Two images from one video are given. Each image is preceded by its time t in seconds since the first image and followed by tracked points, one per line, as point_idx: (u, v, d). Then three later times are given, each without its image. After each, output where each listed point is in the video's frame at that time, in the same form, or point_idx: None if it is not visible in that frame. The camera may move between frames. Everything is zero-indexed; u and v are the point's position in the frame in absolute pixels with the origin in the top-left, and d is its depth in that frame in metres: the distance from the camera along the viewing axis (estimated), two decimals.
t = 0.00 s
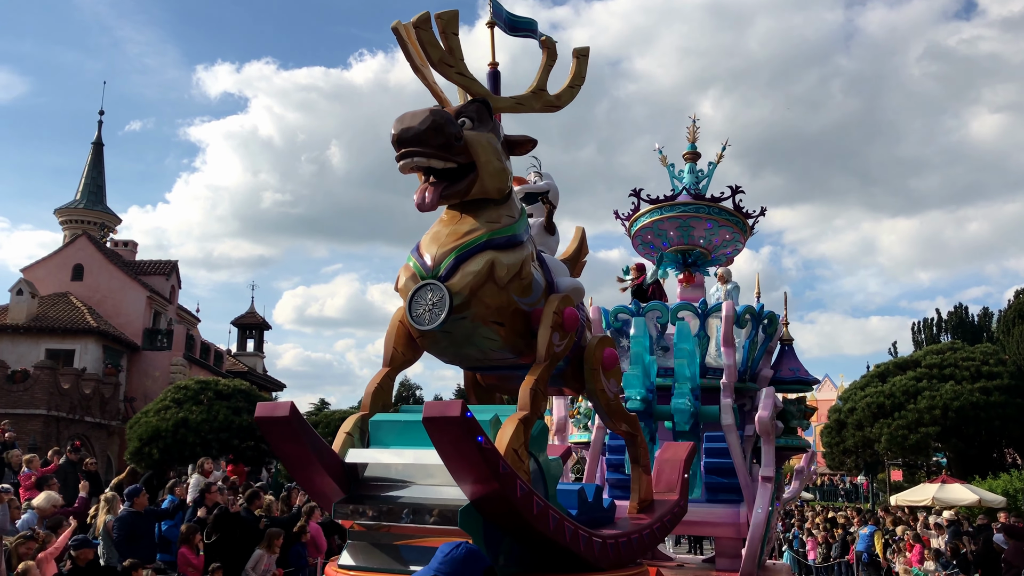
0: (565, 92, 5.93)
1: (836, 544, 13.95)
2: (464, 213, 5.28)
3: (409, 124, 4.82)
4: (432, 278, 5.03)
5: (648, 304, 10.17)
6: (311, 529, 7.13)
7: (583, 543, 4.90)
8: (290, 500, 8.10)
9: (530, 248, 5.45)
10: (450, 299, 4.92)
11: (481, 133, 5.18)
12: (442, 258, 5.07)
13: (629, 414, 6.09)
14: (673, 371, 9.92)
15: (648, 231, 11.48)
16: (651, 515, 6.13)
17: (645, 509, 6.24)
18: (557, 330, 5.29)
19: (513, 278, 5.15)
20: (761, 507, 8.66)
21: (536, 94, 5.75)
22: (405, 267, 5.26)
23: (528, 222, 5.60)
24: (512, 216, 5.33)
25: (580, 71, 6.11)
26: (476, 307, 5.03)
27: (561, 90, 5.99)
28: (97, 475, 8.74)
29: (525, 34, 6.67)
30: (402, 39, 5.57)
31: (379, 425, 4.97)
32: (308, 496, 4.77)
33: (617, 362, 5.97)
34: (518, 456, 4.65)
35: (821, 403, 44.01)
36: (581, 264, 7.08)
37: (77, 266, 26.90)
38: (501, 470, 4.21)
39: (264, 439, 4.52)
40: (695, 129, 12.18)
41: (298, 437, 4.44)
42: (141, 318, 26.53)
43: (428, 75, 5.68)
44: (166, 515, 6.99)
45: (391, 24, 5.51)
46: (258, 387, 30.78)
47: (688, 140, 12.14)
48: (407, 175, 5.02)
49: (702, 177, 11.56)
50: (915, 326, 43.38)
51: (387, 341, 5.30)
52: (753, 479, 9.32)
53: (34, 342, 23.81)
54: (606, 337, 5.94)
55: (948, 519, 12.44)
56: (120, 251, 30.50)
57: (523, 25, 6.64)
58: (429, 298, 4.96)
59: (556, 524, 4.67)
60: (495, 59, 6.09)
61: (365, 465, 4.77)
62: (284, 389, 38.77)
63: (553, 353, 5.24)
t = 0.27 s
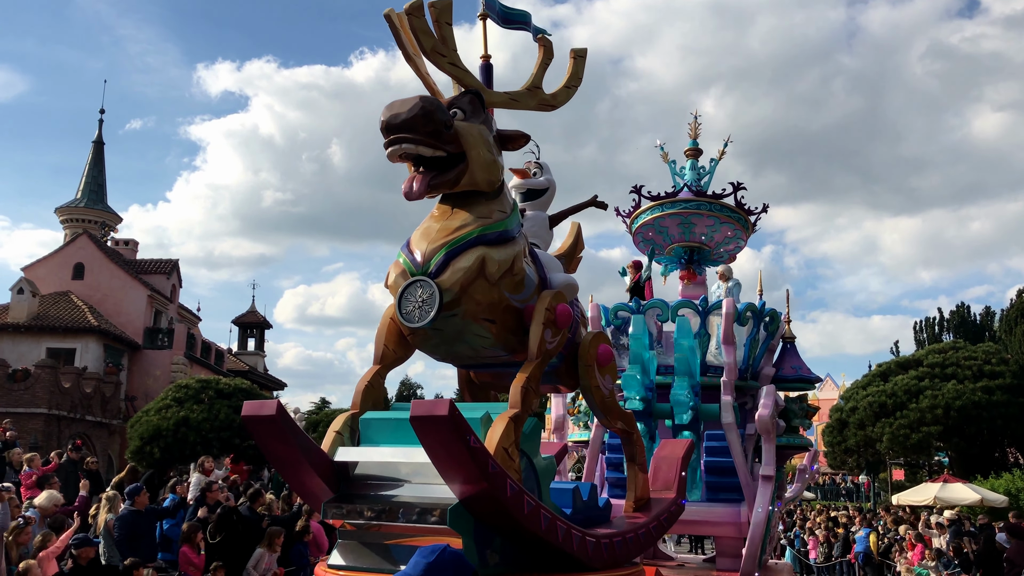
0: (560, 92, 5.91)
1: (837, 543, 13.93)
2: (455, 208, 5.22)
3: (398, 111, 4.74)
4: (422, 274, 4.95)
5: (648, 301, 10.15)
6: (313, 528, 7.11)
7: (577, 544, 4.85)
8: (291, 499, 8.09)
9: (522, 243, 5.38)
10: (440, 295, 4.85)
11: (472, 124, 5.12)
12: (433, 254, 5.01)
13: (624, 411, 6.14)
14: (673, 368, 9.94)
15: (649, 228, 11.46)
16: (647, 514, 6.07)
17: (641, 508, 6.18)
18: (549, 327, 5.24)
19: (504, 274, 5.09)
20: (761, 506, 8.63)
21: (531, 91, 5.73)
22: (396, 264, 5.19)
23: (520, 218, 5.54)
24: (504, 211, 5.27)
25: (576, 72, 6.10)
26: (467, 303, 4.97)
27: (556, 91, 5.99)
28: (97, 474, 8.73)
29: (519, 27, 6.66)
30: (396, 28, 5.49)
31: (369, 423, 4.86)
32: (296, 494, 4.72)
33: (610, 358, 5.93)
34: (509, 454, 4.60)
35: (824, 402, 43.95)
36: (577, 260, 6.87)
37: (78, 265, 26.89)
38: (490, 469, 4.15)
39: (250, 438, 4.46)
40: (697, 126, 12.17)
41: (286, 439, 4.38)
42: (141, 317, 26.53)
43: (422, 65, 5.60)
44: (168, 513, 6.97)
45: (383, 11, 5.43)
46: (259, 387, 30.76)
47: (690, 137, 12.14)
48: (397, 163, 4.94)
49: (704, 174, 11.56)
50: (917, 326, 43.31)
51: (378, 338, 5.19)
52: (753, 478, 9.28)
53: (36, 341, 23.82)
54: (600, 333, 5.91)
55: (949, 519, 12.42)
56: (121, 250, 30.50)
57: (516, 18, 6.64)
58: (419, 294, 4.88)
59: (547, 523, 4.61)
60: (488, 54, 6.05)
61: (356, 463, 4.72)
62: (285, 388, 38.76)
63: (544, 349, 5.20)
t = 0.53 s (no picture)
0: (554, 90, 5.71)
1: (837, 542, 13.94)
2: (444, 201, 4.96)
3: (385, 99, 4.48)
4: (411, 271, 4.73)
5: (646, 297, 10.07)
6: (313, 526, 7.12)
7: (569, 542, 4.79)
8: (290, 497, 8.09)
9: (513, 238, 5.14)
10: (428, 292, 4.63)
11: (462, 116, 4.86)
12: (422, 250, 4.77)
13: (619, 408, 6.05)
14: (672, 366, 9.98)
15: (649, 224, 11.45)
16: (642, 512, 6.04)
17: (637, 505, 6.17)
18: (539, 324, 5.03)
19: (494, 270, 4.86)
20: (760, 505, 8.64)
21: (524, 88, 5.52)
22: (384, 261, 4.96)
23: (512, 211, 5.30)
24: (496, 205, 5.01)
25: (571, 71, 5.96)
26: (456, 301, 4.75)
27: (551, 89, 5.78)
28: (97, 473, 8.73)
29: (511, 16, 6.61)
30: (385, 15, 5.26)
31: (359, 420, 4.81)
32: (287, 495, 4.67)
33: (604, 353, 5.86)
34: (498, 454, 4.46)
35: (824, 401, 43.98)
36: (571, 255, 6.72)
37: (79, 264, 26.89)
38: (478, 469, 4.07)
39: (238, 439, 4.42)
40: (697, 122, 12.15)
41: (275, 436, 4.35)
42: (142, 316, 26.53)
43: (412, 55, 5.34)
44: (169, 512, 6.97)
45: None
46: (259, 385, 30.79)
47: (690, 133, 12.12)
48: (384, 153, 4.68)
49: (705, 170, 11.54)
50: (918, 324, 43.30)
51: (367, 335, 4.97)
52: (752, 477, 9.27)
53: (37, 339, 23.84)
54: (593, 328, 5.84)
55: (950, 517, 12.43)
56: (121, 248, 30.51)
57: (508, 9, 6.58)
58: (409, 293, 4.66)
59: (537, 523, 4.55)
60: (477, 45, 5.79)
61: (346, 461, 4.67)
62: (285, 387, 38.77)
63: (536, 347, 5.00)
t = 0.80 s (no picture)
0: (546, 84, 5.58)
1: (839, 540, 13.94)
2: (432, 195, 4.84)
3: (370, 92, 4.36)
4: (398, 269, 4.60)
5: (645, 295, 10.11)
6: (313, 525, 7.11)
7: (560, 542, 4.76)
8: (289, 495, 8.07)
9: (503, 234, 5.03)
10: (416, 290, 4.50)
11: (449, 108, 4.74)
12: (409, 247, 4.64)
13: (613, 404, 5.99)
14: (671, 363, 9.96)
15: (649, 221, 11.42)
16: (637, 508, 6.01)
17: (632, 500, 6.15)
18: (529, 321, 4.92)
19: (483, 267, 4.75)
20: (759, 503, 8.63)
21: (515, 80, 5.38)
22: (372, 258, 4.83)
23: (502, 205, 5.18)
24: (485, 200, 4.90)
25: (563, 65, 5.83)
26: (445, 299, 4.63)
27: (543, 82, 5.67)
28: (98, 470, 8.74)
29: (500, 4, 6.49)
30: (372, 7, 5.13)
31: (349, 418, 4.71)
32: (274, 494, 4.61)
33: (598, 348, 5.79)
34: (487, 455, 4.34)
35: (825, 399, 44.01)
36: (563, 247, 6.69)
37: (80, 262, 26.91)
38: (466, 472, 3.99)
39: (223, 439, 4.34)
40: (698, 119, 12.13)
41: (260, 433, 4.27)
42: (143, 314, 26.55)
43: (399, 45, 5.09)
44: (170, 510, 6.98)
45: None
46: (260, 384, 30.85)
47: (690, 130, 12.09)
48: (369, 145, 4.57)
49: (705, 167, 11.53)
50: (919, 323, 43.29)
51: (357, 333, 4.87)
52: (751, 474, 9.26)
53: (38, 338, 23.87)
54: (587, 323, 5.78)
55: (951, 515, 12.42)
56: (122, 246, 30.53)
57: None
58: (396, 291, 4.54)
59: (528, 524, 4.49)
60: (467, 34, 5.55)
61: (335, 456, 4.58)
62: (286, 385, 38.79)
63: (526, 344, 4.89)
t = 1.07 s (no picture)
0: (534, 73, 5.56)
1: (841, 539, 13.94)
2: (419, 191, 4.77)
3: (353, 88, 4.31)
4: (385, 266, 4.54)
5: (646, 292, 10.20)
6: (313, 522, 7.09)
7: (552, 542, 4.75)
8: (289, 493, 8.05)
9: (492, 229, 4.96)
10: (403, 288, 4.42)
11: (434, 101, 4.68)
12: (396, 244, 4.58)
13: (606, 398, 6.00)
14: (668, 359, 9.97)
15: (649, 217, 11.41)
16: (632, 503, 6.01)
17: (627, 494, 6.14)
18: (519, 317, 4.86)
19: (471, 263, 4.69)
20: (758, 501, 8.63)
21: (502, 71, 5.34)
22: (358, 255, 4.77)
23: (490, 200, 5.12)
24: (473, 194, 4.83)
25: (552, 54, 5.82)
26: (432, 297, 4.57)
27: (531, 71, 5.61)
28: (100, 468, 8.75)
29: None
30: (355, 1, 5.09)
31: (339, 415, 4.59)
32: (262, 498, 4.53)
33: (590, 343, 5.77)
34: (476, 456, 4.31)
35: (826, 398, 44.00)
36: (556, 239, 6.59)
37: (81, 260, 26.93)
38: (453, 474, 3.96)
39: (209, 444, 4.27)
40: (699, 115, 12.11)
41: (246, 433, 4.20)
42: (144, 312, 26.57)
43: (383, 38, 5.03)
44: (171, 508, 6.98)
45: None
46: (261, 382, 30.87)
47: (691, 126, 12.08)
48: (353, 142, 4.51)
49: (705, 163, 11.53)
50: (921, 321, 43.26)
51: (344, 331, 4.80)
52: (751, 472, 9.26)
53: (39, 336, 23.91)
54: (579, 318, 5.75)
55: (952, 513, 12.41)
56: (123, 244, 30.55)
57: None
58: (383, 289, 4.48)
59: (518, 524, 4.47)
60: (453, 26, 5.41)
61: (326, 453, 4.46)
62: (287, 384, 38.81)
63: (515, 342, 4.84)
